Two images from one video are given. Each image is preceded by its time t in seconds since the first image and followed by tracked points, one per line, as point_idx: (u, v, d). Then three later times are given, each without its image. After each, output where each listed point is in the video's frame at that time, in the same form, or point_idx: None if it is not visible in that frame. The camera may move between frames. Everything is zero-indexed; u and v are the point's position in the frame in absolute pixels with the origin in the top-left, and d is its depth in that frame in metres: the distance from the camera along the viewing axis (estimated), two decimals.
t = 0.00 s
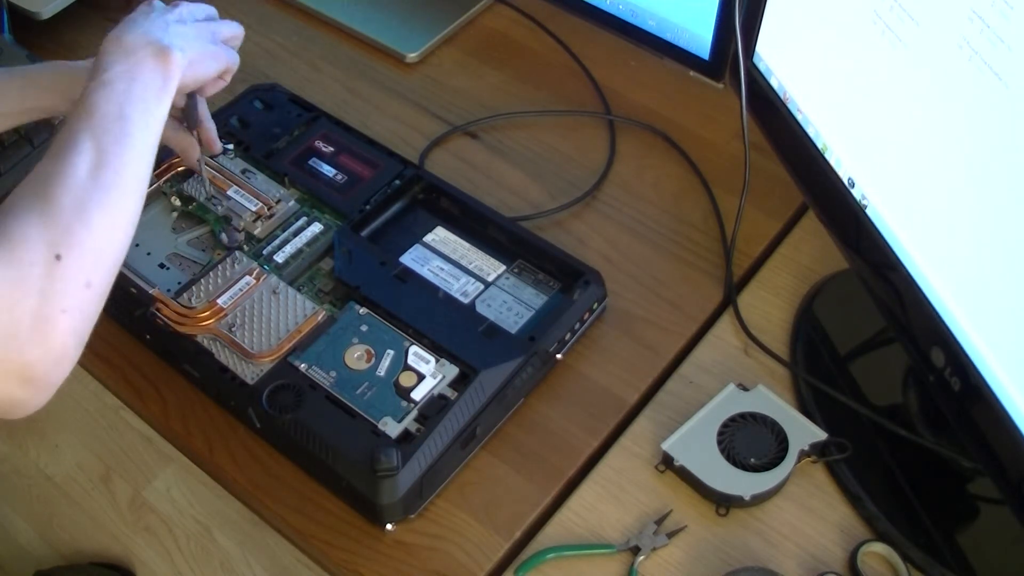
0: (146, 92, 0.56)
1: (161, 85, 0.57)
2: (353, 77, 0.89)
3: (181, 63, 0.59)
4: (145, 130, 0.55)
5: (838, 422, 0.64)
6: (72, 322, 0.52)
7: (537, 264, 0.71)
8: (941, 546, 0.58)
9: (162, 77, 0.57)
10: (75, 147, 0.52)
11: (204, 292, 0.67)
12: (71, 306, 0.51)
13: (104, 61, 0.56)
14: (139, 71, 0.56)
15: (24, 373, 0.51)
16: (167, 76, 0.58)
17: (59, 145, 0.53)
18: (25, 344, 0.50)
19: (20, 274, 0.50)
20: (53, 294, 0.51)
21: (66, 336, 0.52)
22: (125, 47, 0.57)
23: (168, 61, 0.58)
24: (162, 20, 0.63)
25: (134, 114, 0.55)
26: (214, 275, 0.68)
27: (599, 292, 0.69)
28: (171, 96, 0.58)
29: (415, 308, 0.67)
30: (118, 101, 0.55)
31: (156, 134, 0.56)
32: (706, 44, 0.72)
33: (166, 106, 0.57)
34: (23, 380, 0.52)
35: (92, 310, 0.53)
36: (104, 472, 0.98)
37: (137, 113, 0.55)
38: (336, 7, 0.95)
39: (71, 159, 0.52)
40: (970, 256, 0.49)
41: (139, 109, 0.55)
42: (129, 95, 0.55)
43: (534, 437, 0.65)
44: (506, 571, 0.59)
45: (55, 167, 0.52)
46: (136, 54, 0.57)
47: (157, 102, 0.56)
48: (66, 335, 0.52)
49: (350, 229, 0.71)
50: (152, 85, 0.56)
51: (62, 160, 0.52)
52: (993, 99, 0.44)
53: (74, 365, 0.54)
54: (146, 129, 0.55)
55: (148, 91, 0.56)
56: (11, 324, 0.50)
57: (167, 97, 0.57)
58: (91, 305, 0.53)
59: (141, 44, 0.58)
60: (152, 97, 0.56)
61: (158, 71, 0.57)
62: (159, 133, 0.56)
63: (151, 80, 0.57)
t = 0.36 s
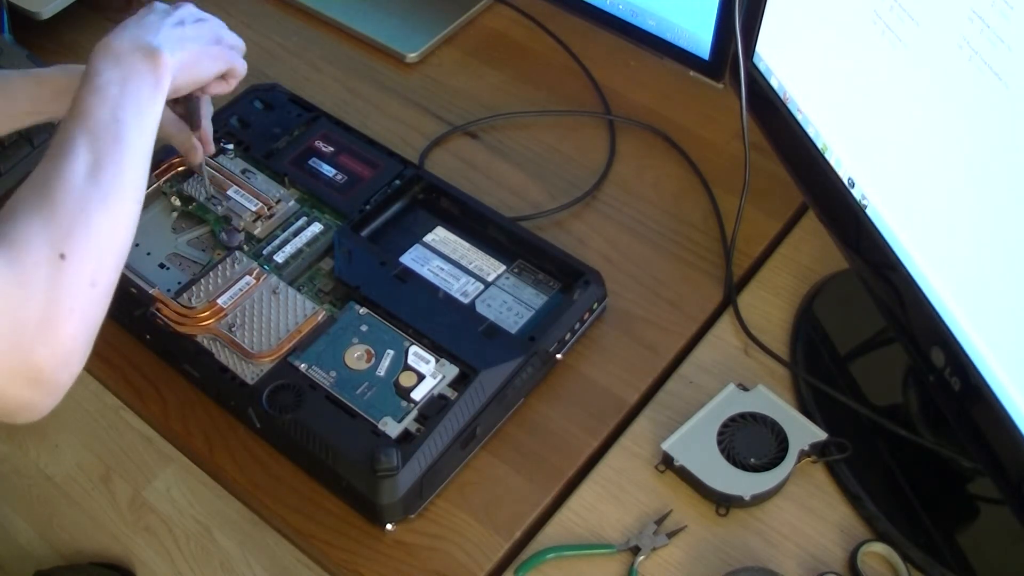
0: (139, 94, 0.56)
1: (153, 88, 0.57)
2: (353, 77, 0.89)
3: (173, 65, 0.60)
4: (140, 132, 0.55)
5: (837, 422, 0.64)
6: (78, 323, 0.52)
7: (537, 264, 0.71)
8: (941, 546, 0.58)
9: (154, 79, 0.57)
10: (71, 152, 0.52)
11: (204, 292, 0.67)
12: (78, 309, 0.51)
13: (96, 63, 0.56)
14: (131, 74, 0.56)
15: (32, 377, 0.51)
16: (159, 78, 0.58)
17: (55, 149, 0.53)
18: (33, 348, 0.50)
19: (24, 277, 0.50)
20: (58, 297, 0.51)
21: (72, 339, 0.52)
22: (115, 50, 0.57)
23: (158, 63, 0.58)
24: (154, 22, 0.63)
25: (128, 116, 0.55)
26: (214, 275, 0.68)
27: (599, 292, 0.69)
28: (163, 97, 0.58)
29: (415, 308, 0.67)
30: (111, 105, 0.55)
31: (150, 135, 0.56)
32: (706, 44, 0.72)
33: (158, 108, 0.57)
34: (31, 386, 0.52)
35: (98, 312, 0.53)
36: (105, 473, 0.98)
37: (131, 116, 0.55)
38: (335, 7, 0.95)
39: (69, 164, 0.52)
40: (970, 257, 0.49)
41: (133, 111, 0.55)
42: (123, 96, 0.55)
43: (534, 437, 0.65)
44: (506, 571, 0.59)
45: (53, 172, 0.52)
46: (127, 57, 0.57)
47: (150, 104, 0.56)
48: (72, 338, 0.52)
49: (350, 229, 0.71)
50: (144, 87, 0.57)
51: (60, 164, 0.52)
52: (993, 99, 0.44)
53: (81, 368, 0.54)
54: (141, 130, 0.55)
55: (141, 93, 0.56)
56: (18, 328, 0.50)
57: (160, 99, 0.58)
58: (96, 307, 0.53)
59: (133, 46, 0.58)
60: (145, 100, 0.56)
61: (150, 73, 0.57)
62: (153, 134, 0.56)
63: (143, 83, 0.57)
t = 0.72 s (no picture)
0: (135, 103, 0.56)
1: (149, 96, 0.57)
2: (354, 77, 0.89)
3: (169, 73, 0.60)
4: (136, 140, 0.55)
5: (837, 422, 0.64)
6: (79, 328, 0.51)
7: (537, 264, 0.71)
8: (941, 546, 0.58)
9: (149, 88, 0.57)
10: (66, 161, 0.53)
11: (204, 292, 0.67)
12: (77, 317, 0.51)
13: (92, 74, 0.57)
14: (126, 84, 0.57)
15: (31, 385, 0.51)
16: (155, 86, 0.58)
17: (51, 159, 0.53)
18: (31, 355, 0.50)
19: (22, 285, 0.49)
20: (56, 304, 0.50)
21: (71, 347, 0.51)
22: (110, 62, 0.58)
23: (154, 73, 0.58)
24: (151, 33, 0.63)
25: (124, 126, 0.55)
26: (214, 275, 0.68)
27: (599, 292, 0.69)
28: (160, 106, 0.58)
29: (415, 308, 0.67)
30: (106, 114, 0.55)
31: (146, 144, 0.56)
32: (706, 44, 0.72)
33: (154, 117, 0.57)
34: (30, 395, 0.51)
35: (97, 319, 0.53)
36: (105, 472, 0.98)
37: (126, 125, 0.55)
38: (335, 6, 0.95)
39: (64, 173, 0.52)
40: (971, 259, 0.49)
41: (128, 121, 0.55)
42: (118, 106, 0.55)
43: (534, 437, 0.65)
44: (506, 571, 0.59)
45: (49, 181, 0.52)
46: (122, 68, 0.57)
47: (146, 113, 0.56)
48: (71, 346, 0.51)
49: (350, 228, 0.71)
50: (140, 96, 0.57)
51: (56, 174, 0.52)
52: (994, 99, 0.44)
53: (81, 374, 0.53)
54: (137, 139, 0.55)
55: (136, 103, 0.56)
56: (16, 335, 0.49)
57: (155, 106, 0.57)
58: (95, 315, 0.52)
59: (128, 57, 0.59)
60: (140, 109, 0.56)
61: (146, 83, 0.58)
62: (149, 143, 0.56)
63: (139, 92, 0.57)
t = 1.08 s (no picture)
0: (132, 102, 0.56)
1: (148, 96, 0.57)
2: (354, 77, 0.89)
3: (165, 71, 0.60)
4: (136, 137, 0.55)
5: (838, 422, 0.64)
6: (82, 331, 0.51)
7: (537, 264, 0.71)
8: (941, 546, 0.58)
9: (148, 86, 0.58)
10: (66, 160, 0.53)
11: (204, 292, 0.67)
12: (81, 313, 0.51)
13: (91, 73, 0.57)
14: (126, 82, 0.57)
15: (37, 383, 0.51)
16: (152, 84, 0.58)
17: (53, 157, 0.53)
18: (36, 353, 0.50)
19: (26, 282, 0.49)
20: (60, 301, 0.50)
21: (75, 344, 0.51)
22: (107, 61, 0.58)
23: (152, 70, 0.58)
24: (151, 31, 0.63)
25: (124, 123, 0.55)
26: (214, 275, 0.68)
27: (599, 292, 0.69)
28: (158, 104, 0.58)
29: (415, 308, 0.67)
30: (105, 113, 0.55)
31: (147, 140, 0.56)
32: (706, 44, 0.72)
33: (154, 114, 0.57)
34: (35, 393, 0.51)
35: (100, 316, 0.53)
36: (105, 472, 0.99)
37: (126, 122, 0.55)
38: (335, 7, 0.95)
39: (65, 171, 0.52)
40: (971, 260, 0.49)
41: (128, 118, 0.55)
42: (116, 105, 0.56)
43: (534, 437, 0.65)
44: (506, 571, 0.59)
45: (49, 180, 0.52)
46: (121, 66, 0.58)
47: (145, 110, 0.57)
48: (75, 344, 0.51)
49: (350, 228, 0.71)
50: (138, 94, 0.57)
51: (56, 173, 0.52)
52: (994, 99, 0.44)
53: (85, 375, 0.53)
54: (138, 136, 0.55)
55: (135, 101, 0.56)
56: (21, 332, 0.49)
57: (154, 104, 0.58)
58: (98, 312, 0.52)
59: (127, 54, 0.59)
60: (140, 107, 0.56)
61: (145, 81, 0.58)
62: (149, 140, 0.56)
63: (138, 90, 0.57)
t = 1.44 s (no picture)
0: (150, 119, 0.56)
1: (164, 114, 0.57)
2: (354, 77, 0.89)
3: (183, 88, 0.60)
4: (149, 154, 0.55)
5: (838, 422, 0.64)
6: (77, 342, 0.51)
7: (537, 264, 0.71)
8: (941, 546, 0.58)
9: (164, 102, 0.58)
10: (79, 173, 0.52)
11: (204, 292, 0.67)
12: (80, 331, 0.51)
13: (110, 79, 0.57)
14: (144, 96, 0.57)
15: (31, 396, 0.51)
16: (169, 101, 0.58)
17: (65, 167, 0.53)
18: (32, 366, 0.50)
19: (27, 297, 0.50)
20: (60, 317, 0.50)
21: (71, 359, 0.51)
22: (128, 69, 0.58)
23: (171, 86, 0.58)
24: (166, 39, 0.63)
25: (140, 140, 0.55)
26: (214, 275, 0.68)
27: (599, 292, 0.69)
28: (173, 122, 0.59)
29: (415, 308, 0.67)
30: (123, 128, 0.55)
31: (159, 159, 0.56)
32: (706, 44, 0.72)
33: (168, 131, 0.58)
34: (29, 405, 0.51)
35: (98, 330, 0.53)
36: (105, 472, 1.05)
37: (142, 139, 0.55)
38: (335, 7, 0.95)
39: (76, 185, 0.52)
40: (971, 261, 0.49)
41: (144, 136, 0.55)
42: (135, 121, 0.55)
43: (534, 437, 0.65)
44: (506, 571, 0.59)
45: (59, 192, 0.52)
46: (139, 78, 0.57)
47: (161, 127, 0.57)
48: (71, 358, 0.51)
49: (350, 228, 0.71)
50: (155, 110, 0.57)
51: (68, 186, 0.52)
52: (995, 100, 0.44)
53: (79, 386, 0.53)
54: (151, 153, 0.55)
55: (152, 116, 0.56)
56: (19, 346, 0.49)
57: (169, 122, 0.58)
58: (97, 327, 0.52)
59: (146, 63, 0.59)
60: (156, 123, 0.56)
61: (163, 97, 0.58)
62: (161, 159, 0.56)
63: (155, 105, 0.57)
